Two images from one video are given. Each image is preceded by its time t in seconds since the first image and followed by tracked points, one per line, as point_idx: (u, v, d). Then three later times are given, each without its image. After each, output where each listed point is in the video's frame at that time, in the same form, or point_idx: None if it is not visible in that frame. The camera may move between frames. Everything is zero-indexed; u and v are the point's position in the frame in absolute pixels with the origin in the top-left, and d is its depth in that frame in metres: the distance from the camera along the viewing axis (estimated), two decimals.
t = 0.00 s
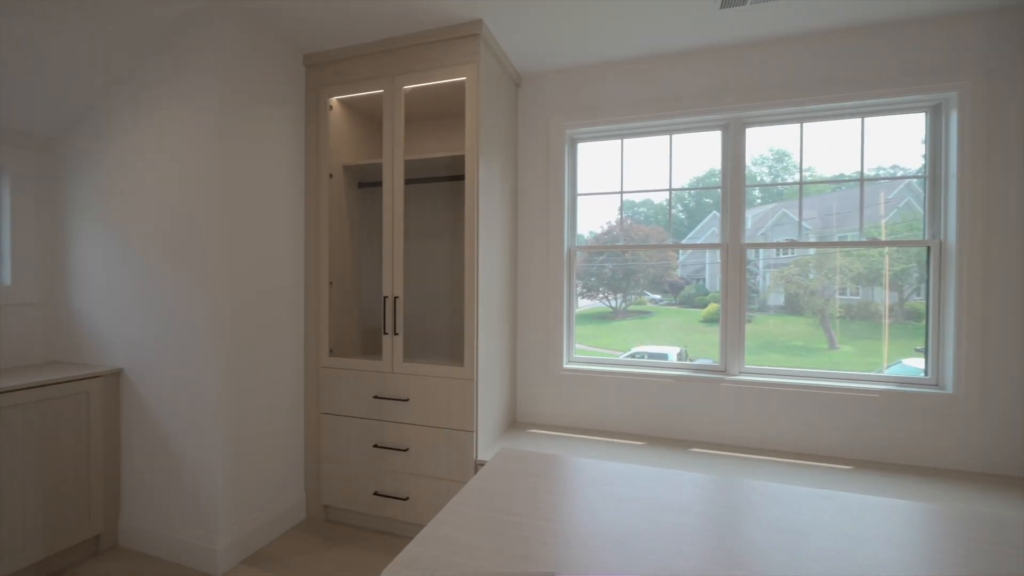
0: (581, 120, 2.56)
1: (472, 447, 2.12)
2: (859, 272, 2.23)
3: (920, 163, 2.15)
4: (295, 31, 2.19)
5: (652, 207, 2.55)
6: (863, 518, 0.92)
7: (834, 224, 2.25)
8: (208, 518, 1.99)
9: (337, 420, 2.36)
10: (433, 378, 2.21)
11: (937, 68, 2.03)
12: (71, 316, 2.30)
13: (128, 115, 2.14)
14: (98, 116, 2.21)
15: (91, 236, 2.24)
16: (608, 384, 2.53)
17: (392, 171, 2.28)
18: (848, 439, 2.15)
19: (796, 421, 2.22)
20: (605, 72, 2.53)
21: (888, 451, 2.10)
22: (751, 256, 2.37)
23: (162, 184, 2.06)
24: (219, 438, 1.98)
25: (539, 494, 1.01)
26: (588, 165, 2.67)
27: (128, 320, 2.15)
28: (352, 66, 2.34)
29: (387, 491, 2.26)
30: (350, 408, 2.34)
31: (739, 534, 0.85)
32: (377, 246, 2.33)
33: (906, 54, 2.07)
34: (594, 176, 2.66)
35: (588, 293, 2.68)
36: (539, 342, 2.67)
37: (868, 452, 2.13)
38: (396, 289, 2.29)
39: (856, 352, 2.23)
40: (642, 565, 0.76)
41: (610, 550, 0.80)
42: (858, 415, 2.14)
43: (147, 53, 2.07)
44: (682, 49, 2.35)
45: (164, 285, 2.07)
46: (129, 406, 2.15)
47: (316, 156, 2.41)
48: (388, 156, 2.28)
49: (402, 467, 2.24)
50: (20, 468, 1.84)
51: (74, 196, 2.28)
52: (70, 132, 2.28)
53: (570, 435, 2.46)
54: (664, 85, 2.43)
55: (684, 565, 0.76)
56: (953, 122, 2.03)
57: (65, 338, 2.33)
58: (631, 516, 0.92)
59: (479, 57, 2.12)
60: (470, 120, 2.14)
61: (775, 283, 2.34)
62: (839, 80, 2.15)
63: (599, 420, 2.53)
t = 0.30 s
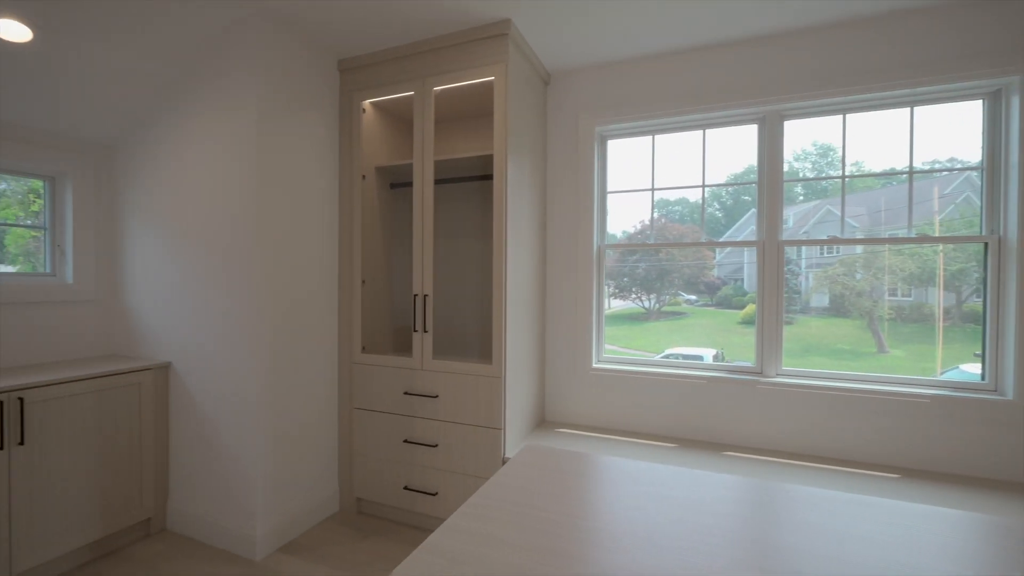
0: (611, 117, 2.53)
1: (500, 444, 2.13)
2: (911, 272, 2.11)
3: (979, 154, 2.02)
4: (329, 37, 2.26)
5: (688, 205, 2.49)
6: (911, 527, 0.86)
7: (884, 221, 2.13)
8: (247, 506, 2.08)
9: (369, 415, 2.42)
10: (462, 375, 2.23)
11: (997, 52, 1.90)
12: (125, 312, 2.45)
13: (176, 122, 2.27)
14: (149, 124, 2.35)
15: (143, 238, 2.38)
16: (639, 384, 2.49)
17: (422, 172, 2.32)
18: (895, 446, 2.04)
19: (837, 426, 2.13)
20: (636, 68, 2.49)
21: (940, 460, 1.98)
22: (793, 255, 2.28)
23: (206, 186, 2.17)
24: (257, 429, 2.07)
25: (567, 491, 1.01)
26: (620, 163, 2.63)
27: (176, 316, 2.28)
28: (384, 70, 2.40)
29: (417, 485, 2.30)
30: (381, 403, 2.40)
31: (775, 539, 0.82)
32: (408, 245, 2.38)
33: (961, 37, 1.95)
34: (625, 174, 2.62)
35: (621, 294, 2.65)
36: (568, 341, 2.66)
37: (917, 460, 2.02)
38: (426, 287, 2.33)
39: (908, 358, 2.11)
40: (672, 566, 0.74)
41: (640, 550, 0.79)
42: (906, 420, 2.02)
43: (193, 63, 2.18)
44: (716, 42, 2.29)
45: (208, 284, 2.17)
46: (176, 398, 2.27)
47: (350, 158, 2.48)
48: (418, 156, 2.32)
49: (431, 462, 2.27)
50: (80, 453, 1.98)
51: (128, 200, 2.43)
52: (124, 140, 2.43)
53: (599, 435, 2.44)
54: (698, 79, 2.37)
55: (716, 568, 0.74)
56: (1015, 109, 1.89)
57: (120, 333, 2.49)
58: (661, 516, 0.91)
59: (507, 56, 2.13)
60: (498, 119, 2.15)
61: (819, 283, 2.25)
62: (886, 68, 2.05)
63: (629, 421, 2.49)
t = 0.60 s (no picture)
0: (639, 115, 2.52)
1: (526, 442, 2.15)
2: (965, 271, 2.01)
3: None
4: (360, 44, 2.34)
5: (723, 204, 2.44)
6: (952, 532, 0.83)
7: (933, 219, 2.04)
8: (283, 496, 2.17)
9: (399, 411, 2.49)
10: (489, 373, 2.26)
11: None
12: (172, 310, 2.60)
13: (219, 130, 2.39)
14: (194, 132, 2.48)
15: (189, 239, 2.52)
16: (668, 385, 2.46)
17: (450, 173, 2.37)
18: (940, 453, 1.95)
19: (876, 431, 2.05)
20: (663, 65, 2.47)
21: (990, 468, 1.88)
22: (836, 254, 2.21)
23: (246, 190, 2.28)
24: (293, 423, 2.16)
25: (593, 486, 1.02)
26: (650, 162, 2.60)
27: (218, 314, 2.40)
28: (413, 74, 2.46)
29: (444, 481, 2.35)
30: (410, 400, 2.46)
31: (801, 542, 0.81)
32: (436, 245, 2.43)
33: (1013, 22, 1.84)
34: (654, 172, 2.60)
35: (652, 295, 2.62)
36: (595, 341, 2.65)
37: (964, 468, 1.92)
38: (453, 287, 2.37)
39: (963, 363, 2.01)
40: (694, 563, 0.74)
41: (663, 548, 0.79)
42: (952, 426, 1.93)
43: (234, 74, 2.30)
44: (745, 36, 2.24)
45: (248, 283, 2.28)
46: (219, 391, 2.39)
47: (380, 162, 2.55)
48: (446, 158, 2.37)
49: (458, 458, 2.32)
50: (132, 442, 2.11)
51: (176, 204, 2.58)
52: (172, 148, 2.58)
53: (626, 436, 2.42)
54: (727, 75, 2.33)
55: (742, 568, 0.73)
56: None
57: (169, 330, 2.64)
58: (686, 515, 0.90)
59: (533, 58, 2.15)
60: (524, 120, 2.17)
61: (862, 284, 2.17)
62: (929, 58, 1.96)
63: (657, 422, 2.47)
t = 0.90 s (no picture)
0: (664, 114, 2.51)
1: (550, 439, 2.18)
2: (1022, 270, 1.90)
3: None
4: (389, 51, 2.42)
5: (758, 202, 2.39)
6: (987, 536, 0.81)
7: (984, 216, 1.96)
8: (317, 486, 2.26)
9: (426, 407, 2.55)
10: (514, 371, 2.30)
11: None
12: (215, 307, 2.74)
13: (257, 136, 2.51)
14: (234, 139, 2.61)
15: (230, 241, 2.65)
16: (694, 385, 2.44)
17: (476, 175, 2.42)
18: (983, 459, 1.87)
19: (913, 435, 1.98)
20: (689, 62, 2.45)
21: None
22: (879, 252, 2.13)
23: (282, 194, 2.39)
24: (326, 416, 2.25)
25: (614, 480, 1.04)
26: (681, 160, 2.57)
27: (256, 311, 2.52)
28: (440, 79, 2.52)
29: (470, 476, 2.40)
30: (437, 396, 2.52)
31: (823, 540, 0.81)
32: (462, 245, 2.48)
33: None
34: (681, 171, 2.58)
35: (682, 295, 2.59)
36: (620, 340, 2.65)
37: (1010, 475, 1.83)
38: (479, 286, 2.42)
39: (1018, 367, 1.91)
40: (711, 556, 0.76)
41: (680, 541, 0.81)
42: (996, 431, 1.85)
43: (271, 83, 2.41)
44: (773, 31, 2.21)
45: (284, 282, 2.39)
46: (257, 385, 2.51)
47: (408, 164, 2.63)
48: (472, 160, 2.42)
49: (484, 454, 2.36)
50: (178, 432, 2.24)
51: (217, 207, 2.72)
52: (213, 154, 2.72)
53: (652, 435, 2.41)
54: (755, 71, 2.30)
55: (760, 563, 0.74)
56: None
57: (211, 327, 2.79)
58: (705, 511, 0.91)
59: (557, 60, 2.17)
60: (548, 121, 2.20)
61: (907, 284, 2.09)
62: (971, 48, 1.89)
63: (683, 423, 2.45)
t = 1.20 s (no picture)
0: (689, 112, 2.49)
1: (572, 438, 2.20)
2: None
3: None
4: (415, 58, 2.49)
5: (793, 199, 2.33)
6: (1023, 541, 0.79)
7: None
8: (346, 479, 2.35)
9: (451, 404, 2.61)
10: (537, 369, 2.33)
11: None
12: (252, 306, 2.88)
13: (291, 142, 2.63)
14: (270, 145, 2.74)
15: (266, 243, 2.78)
16: (719, 386, 2.42)
17: (500, 176, 2.46)
18: None
19: (950, 440, 1.91)
20: (713, 60, 2.43)
21: None
22: (925, 250, 2.04)
23: (315, 197, 2.50)
24: (355, 411, 2.33)
25: (631, 474, 1.06)
26: (713, 158, 2.53)
27: (290, 310, 2.64)
28: (464, 83, 2.58)
29: (494, 472, 2.44)
30: (462, 393, 2.58)
31: (837, 538, 0.81)
32: (487, 246, 2.53)
33: None
34: (707, 169, 2.55)
35: (714, 296, 2.55)
36: (645, 340, 2.64)
37: None
38: (502, 286, 2.47)
39: None
40: (720, 548, 0.78)
41: (690, 532, 0.83)
42: None
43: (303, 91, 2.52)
44: (799, 25, 2.17)
45: (317, 282, 2.49)
46: (291, 381, 2.62)
47: (434, 167, 2.69)
48: (496, 161, 2.47)
49: (507, 451, 2.40)
50: (218, 423, 2.37)
51: (255, 211, 2.85)
52: (251, 160, 2.86)
53: (677, 436, 2.40)
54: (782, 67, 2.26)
55: (769, 556, 0.76)
56: None
57: (249, 325, 2.93)
58: (719, 506, 0.93)
59: (580, 61, 2.19)
60: (571, 122, 2.22)
61: (956, 283, 1.99)
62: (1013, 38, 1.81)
63: (708, 423, 2.43)
